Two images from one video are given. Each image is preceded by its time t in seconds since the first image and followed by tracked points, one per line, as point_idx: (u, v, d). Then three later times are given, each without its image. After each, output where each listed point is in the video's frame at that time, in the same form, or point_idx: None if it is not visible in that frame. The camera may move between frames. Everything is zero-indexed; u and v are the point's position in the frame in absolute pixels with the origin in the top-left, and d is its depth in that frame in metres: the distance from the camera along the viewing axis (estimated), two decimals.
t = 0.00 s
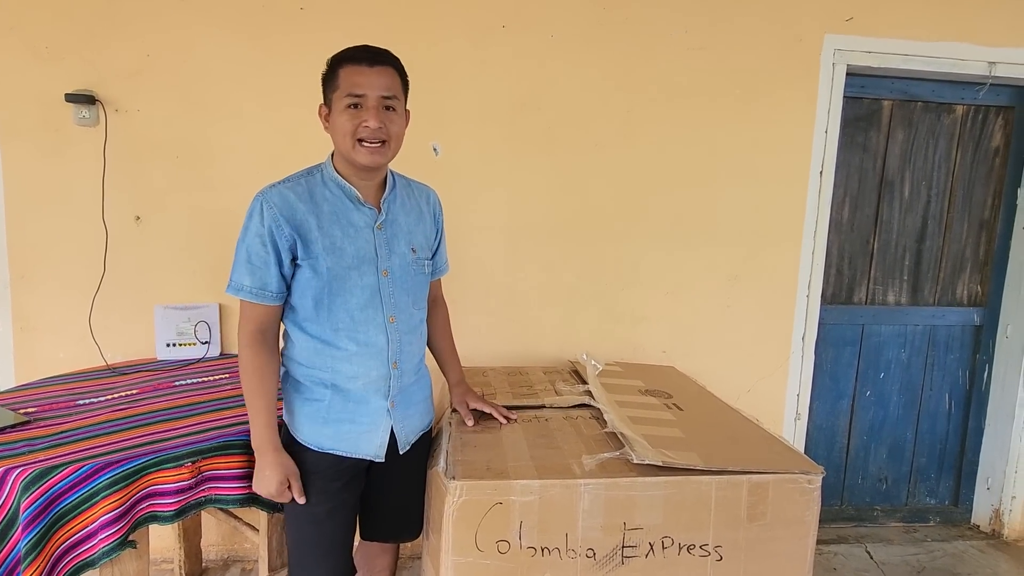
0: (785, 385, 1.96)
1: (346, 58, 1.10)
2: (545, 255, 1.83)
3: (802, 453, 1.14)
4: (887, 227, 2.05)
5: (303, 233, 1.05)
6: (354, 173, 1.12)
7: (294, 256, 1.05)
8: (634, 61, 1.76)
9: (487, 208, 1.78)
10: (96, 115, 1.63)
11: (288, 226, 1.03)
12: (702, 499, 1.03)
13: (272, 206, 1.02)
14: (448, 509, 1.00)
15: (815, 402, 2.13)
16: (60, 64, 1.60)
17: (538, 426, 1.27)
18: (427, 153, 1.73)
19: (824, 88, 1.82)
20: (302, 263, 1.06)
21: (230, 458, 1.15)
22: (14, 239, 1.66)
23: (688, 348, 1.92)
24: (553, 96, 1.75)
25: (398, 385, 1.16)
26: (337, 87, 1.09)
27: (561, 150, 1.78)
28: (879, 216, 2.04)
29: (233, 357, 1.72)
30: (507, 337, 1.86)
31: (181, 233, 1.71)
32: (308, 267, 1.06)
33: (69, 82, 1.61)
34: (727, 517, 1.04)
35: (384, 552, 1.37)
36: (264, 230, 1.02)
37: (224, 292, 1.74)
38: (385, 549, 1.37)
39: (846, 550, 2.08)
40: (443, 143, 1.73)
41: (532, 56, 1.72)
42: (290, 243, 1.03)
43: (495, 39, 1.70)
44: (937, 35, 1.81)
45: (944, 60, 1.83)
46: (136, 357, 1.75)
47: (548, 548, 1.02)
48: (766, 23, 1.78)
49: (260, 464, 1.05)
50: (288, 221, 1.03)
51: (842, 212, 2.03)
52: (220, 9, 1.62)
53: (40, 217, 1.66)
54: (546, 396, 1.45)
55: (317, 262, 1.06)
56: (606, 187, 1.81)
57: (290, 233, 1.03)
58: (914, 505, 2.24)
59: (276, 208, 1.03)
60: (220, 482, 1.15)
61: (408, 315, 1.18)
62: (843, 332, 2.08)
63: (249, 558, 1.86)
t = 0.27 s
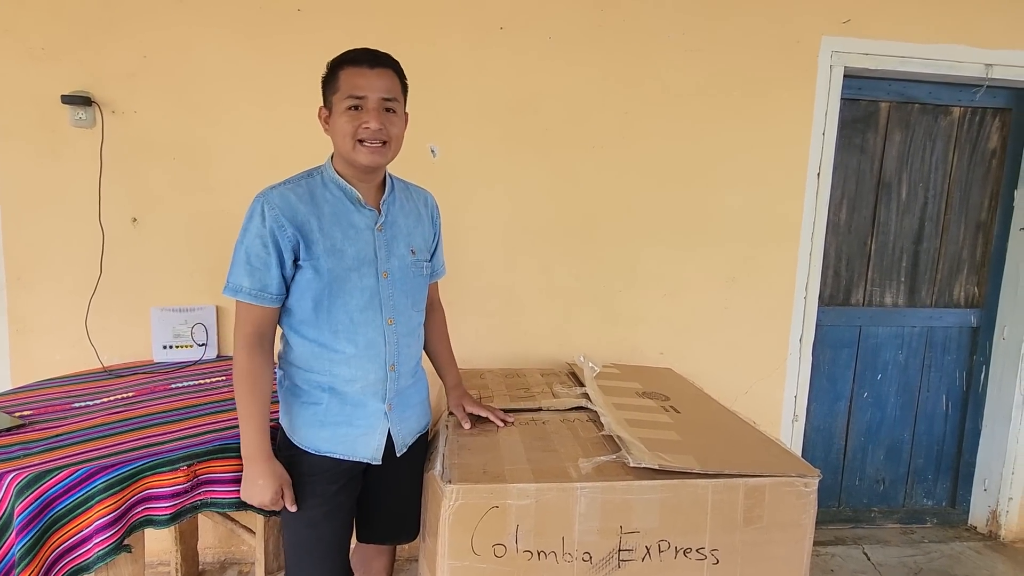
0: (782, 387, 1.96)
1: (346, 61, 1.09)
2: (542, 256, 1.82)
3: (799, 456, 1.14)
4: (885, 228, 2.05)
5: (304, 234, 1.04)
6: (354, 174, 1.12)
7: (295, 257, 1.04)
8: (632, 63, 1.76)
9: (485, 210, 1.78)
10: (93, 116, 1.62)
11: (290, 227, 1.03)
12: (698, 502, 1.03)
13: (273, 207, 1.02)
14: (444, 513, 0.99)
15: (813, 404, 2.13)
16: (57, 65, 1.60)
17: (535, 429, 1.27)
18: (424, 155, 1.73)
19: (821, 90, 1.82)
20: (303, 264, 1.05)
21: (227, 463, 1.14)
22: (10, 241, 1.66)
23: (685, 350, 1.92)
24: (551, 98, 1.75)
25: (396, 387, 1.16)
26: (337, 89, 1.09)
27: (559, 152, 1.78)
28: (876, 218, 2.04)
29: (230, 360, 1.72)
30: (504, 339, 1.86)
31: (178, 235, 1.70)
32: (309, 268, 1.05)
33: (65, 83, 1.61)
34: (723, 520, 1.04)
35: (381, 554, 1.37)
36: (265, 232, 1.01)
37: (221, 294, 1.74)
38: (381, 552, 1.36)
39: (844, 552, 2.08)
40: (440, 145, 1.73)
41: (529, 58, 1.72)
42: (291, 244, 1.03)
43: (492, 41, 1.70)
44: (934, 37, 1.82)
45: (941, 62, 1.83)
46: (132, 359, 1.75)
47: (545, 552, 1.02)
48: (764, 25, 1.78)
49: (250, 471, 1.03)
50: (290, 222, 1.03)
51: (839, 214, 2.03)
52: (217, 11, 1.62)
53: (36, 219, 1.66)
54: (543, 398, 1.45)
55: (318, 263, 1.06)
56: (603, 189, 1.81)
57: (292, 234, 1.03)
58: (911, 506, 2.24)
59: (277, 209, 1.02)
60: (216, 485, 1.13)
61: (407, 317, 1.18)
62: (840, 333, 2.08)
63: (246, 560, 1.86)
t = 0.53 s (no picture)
0: (781, 387, 1.97)
1: (349, 60, 1.09)
2: (541, 257, 1.83)
3: (797, 457, 1.14)
4: (883, 229, 2.05)
5: (315, 228, 1.04)
6: (359, 172, 1.12)
7: (307, 249, 1.03)
8: (630, 63, 1.76)
9: (483, 210, 1.78)
10: (91, 116, 1.62)
11: (302, 221, 1.02)
12: (697, 502, 1.04)
13: (284, 201, 1.01)
14: (443, 514, 1.00)
15: (811, 404, 2.13)
16: (55, 65, 1.60)
17: (533, 429, 1.27)
18: (423, 155, 1.73)
19: (820, 90, 1.82)
20: (314, 259, 1.04)
21: (225, 463, 1.16)
22: (8, 241, 1.66)
23: (684, 350, 1.92)
24: (549, 98, 1.75)
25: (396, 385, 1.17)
26: (341, 88, 1.08)
27: (557, 152, 1.78)
28: (874, 218, 2.04)
29: (229, 360, 1.72)
30: (503, 340, 1.86)
31: (176, 236, 1.70)
32: (320, 263, 1.05)
33: (63, 84, 1.61)
34: (722, 521, 1.05)
35: (379, 555, 1.37)
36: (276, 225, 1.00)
37: (220, 295, 1.74)
38: (380, 552, 1.36)
39: (842, 551, 2.08)
40: (439, 146, 1.73)
41: (528, 58, 1.72)
42: (303, 238, 1.02)
43: (491, 41, 1.70)
44: (932, 38, 1.82)
45: (939, 63, 1.83)
46: (130, 360, 1.75)
47: (543, 552, 1.02)
48: (762, 26, 1.78)
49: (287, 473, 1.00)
50: (302, 216, 1.02)
51: (838, 214, 2.03)
52: (215, 11, 1.62)
53: (34, 219, 1.66)
54: (542, 399, 1.45)
55: (330, 258, 1.05)
56: (602, 189, 1.81)
57: (304, 228, 1.02)
58: (909, 506, 2.25)
59: (288, 203, 1.01)
60: (214, 486, 1.15)
61: (409, 314, 1.18)
62: (839, 333, 2.09)
63: (245, 561, 1.86)
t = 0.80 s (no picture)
0: (780, 388, 1.97)
1: (345, 64, 1.09)
2: (540, 258, 1.83)
3: (795, 458, 1.15)
4: (881, 230, 2.06)
5: (316, 228, 1.04)
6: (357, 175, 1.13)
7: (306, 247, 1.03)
8: (629, 65, 1.76)
9: (483, 212, 1.78)
10: (91, 118, 1.62)
11: (303, 221, 1.02)
12: (695, 504, 1.04)
13: (285, 199, 1.01)
14: (443, 515, 1.00)
15: (810, 404, 2.14)
16: (54, 67, 1.60)
17: (533, 431, 1.28)
18: (422, 157, 1.73)
19: (818, 92, 1.82)
20: (313, 258, 1.04)
21: (226, 465, 1.16)
22: (8, 243, 1.66)
23: (683, 351, 1.92)
24: (548, 100, 1.75)
25: (397, 387, 1.17)
26: (337, 93, 1.09)
27: (556, 154, 1.78)
28: (873, 220, 2.05)
29: (228, 362, 1.72)
30: (502, 341, 1.86)
31: (176, 238, 1.70)
32: (319, 262, 1.05)
33: (63, 86, 1.61)
34: (721, 522, 1.05)
35: (379, 557, 1.37)
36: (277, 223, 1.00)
37: (220, 297, 1.74)
38: (380, 554, 1.37)
39: (841, 552, 2.09)
40: (438, 147, 1.74)
41: (527, 60, 1.73)
42: (303, 237, 1.02)
43: (490, 43, 1.71)
44: (930, 40, 1.82)
45: (937, 65, 1.84)
46: (130, 362, 1.75)
47: (543, 554, 1.02)
48: (760, 28, 1.79)
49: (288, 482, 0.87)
50: (303, 216, 1.02)
51: (836, 215, 2.04)
52: (214, 13, 1.62)
53: (34, 221, 1.66)
54: (541, 400, 1.46)
55: (329, 258, 1.06)
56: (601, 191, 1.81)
57: (304, 227, 1.02)
58: (908, 507, 2.25)
59: (289, 201, 1.01)
60: (215, 488, 1.16)
61: (410, 315, 1.19)
62: (837, 334, 2.09)
63: (245, 562, 1.86)
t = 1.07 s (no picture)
0: (781, 387, 1.98)
1: (347, 66, 1.09)
2: (542, 258, 1.84)
3: (797, 457, 1.15)
4: (881, 230, 2.07)
5: (320, 229, 1.04)
6: (360, 176, 1.13)
7: (311, 249, 1.03)
8: (630, 67, 1.77)
9: (485, 213, 1.79)
10: (95, 119, 1.63)
11: (307, 222, 1.03)
12: (698, 503, 1.05)
13: (289, 201, 1.01)
14: (448, 515, 1.01)
15: (810, 404, 2.15)
16: (58, 69, 1.60)
17: (536, 430, 1.29)
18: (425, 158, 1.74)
19: (818, 93, 1.83)
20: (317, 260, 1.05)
21: (230, 464, 1.17)
22: (12, 244, 1.66)
23: (684, 351, 1.93)
24: (550, 101, 1.76)
25: (402, 387, 1.18)
26: (339, 94, 1.09)
27: (558, 155, 1.79)
28: (873, 220, 2.06)
29: (232, 362, 1.73)
30: (505, 341, 1.87)
31: (179, 239, 1.71)
32: (324, 263, 1.05)
33: (66, 87, 1.61)
34: (724, 520, 1.06)
35: (383, 557, 1.38)
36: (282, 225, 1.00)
37: (223, 297, 1.75)
38: (384, 554, 1.37)
39: (842, 551, 2.10)
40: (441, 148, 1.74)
41: (529, 61, 1.73)
42: (307, 238, 1.02)
43: (492, 45, 1.71)
44: (930, 41, 1.83)
45: (936, 66, 1.85)
46: (134, 362, 1.75)
47: (547, 553, 1.03)
48: (761, 29, 1.79)
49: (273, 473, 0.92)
50: (307, 217, 1.02)
51: (836, 216, 2.05)
52: (217, 15, 1.63)
53: (38, 222, 1.66)
54: (544, 400, 1.46)
55: (334, 259, 1.06)
56: (603, 191, 1.82)
57: (308, 229, 1.02)
58: (908, 506, 2.26)
59: (293, 204, 1.02)
60: (221, 487, 1.16)
61: (414, 315, 1.19)
62: (838, 334, 2.10)
63: (249, 561, 1.87)
